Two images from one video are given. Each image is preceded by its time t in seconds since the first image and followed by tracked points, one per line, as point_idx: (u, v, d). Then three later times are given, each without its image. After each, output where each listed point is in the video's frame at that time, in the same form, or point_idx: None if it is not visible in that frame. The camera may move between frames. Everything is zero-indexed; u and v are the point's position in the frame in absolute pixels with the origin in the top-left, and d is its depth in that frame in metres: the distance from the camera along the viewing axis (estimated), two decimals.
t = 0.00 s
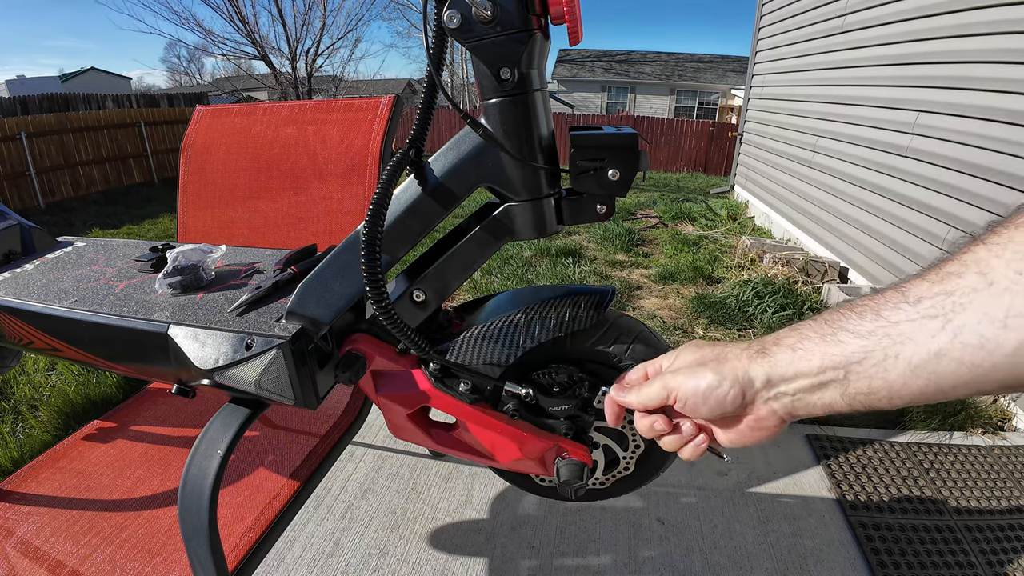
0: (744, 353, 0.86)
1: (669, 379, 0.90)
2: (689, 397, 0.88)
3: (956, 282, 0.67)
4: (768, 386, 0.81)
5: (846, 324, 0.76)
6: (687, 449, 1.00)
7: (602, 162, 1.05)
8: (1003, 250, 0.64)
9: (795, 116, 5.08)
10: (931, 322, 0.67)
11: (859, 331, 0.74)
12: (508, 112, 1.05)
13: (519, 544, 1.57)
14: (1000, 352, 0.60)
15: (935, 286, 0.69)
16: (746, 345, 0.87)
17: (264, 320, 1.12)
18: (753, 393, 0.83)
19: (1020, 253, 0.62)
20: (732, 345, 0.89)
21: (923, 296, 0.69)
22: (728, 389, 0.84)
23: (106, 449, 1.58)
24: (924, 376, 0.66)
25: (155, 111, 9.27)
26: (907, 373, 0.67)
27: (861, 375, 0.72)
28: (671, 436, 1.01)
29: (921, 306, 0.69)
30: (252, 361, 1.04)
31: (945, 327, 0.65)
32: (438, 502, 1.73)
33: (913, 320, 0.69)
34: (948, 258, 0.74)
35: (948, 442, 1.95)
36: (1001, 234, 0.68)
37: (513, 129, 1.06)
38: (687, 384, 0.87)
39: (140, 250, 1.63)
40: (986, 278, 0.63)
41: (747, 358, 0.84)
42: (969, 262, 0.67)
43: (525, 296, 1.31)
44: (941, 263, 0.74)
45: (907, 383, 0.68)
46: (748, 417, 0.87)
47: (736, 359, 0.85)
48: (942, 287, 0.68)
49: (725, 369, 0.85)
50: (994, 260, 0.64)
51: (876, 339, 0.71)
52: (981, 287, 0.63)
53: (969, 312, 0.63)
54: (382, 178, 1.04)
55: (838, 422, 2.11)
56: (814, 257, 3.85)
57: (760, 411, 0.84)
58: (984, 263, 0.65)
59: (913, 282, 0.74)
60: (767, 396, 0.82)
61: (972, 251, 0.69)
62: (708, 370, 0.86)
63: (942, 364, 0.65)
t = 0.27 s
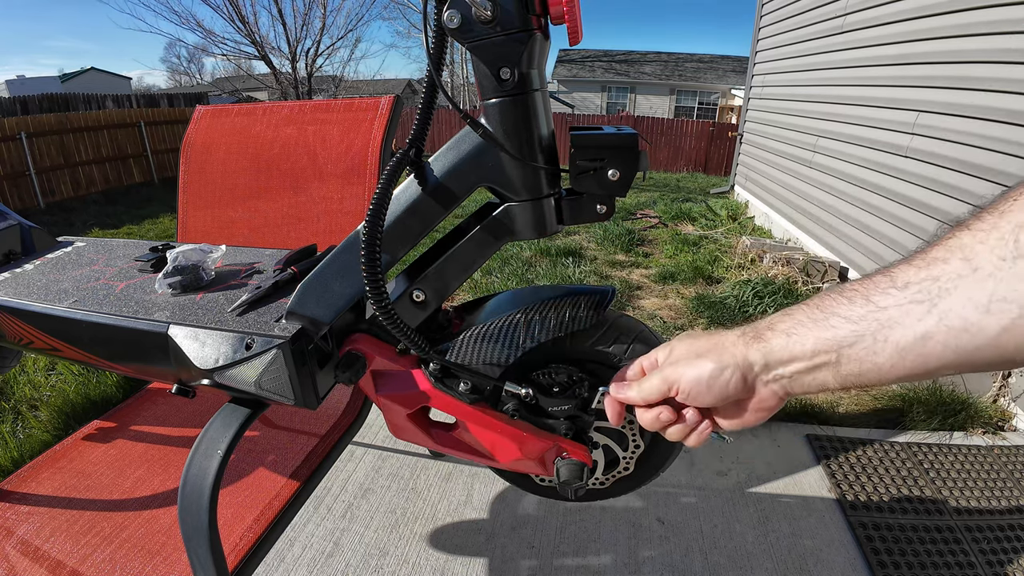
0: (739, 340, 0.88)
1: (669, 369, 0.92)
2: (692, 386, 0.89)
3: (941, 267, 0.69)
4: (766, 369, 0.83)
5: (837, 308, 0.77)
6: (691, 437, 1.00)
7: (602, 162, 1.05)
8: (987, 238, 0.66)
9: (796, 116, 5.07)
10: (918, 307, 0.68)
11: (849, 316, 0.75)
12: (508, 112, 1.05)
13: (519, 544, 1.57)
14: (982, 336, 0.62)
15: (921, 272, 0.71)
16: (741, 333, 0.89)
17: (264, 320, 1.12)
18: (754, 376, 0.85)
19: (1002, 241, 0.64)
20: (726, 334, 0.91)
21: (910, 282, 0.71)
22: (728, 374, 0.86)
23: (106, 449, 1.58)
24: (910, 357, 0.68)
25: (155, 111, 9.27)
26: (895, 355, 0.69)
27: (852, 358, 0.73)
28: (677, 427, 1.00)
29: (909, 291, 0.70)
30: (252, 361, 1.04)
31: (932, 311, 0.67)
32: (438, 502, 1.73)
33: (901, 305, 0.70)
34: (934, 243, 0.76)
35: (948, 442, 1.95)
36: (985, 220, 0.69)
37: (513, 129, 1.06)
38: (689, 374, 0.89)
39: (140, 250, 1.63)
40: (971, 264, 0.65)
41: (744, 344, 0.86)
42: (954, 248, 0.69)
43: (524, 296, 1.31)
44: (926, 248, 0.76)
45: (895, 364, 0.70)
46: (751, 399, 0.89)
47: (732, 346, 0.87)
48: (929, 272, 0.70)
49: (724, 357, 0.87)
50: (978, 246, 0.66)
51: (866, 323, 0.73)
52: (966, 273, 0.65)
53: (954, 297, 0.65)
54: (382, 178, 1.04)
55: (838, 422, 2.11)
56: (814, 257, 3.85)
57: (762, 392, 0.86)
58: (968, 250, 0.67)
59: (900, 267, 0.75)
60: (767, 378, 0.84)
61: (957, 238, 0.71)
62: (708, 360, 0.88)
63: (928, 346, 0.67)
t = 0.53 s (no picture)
0: (733, 340, 0.88)
1: (667, 372, 0.95)
2: (688, 388, 0.92)
3: (941, 264, 0.67)
4: (761, 368, 0.83)
5: (835, 306, 0.76)
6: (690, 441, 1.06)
7: (602, 162, 1.05)
8: (987, 233, 0.64)
9: (796, 115, 5.07)
10: (918, 304, 0.67)
11: (847, 314, 0.74)
12: (508, 112, 1.05)
13: (519, 544, 1.57)
14: (983, 333, 0.61)
15: (921, 268, 0.69)
16: (734, 333, 0.89)
17: (264, 320, 1.12)
18: (748, 375, 0.86)
19: (1004, 235, 0.62)
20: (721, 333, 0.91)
21: (909, 279, 0.69)
22: (724, 376, 0.87)
23: (106, 449, 1.58)
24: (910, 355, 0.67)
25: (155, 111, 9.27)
26: (895, 352, 0.68)
27: (849, 355, 0.72)
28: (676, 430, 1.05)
29: (908, 288, 0.69)
30: (252, 361, 1.04)
31: (931, 309, 0.65)
32: (438, 502, 1.73)
33: (900, 302, 0.69)
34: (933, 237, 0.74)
35: (948, 442, 1.95)
36: (985, 216, 0.67)
37: (513, 129, 1.06)
38: (686, 376, 0.92)
39: (140, 250, 1.63)
40: (971, 260, 0.63)
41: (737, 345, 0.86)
42: (955, 243, 0.67)
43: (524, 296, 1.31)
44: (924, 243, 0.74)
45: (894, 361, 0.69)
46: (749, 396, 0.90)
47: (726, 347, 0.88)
48: (929, 269, 0.68)
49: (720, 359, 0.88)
50: (979, 242, 0.64)
51: (864, 321, 0.71)
52: (966, 270, 0.64)
53: (955, 293, 0.63)
54: (382, 178, 1.04)
55: (838, 422, 2.11)
56: (814, 257, 3.85)
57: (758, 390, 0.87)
58: (969, 245, 0.65)
59: (898, 262, 0.73)
60: (762, 376, 0.84)
61: (958, 233, 0.69)
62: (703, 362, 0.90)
63: (929, 344, 0.65)
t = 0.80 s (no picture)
0: (739, 365, 0.87)
1: (664, 388, 0.93)
2: (686, 408, 0.91)
3: (945, 284, 0.67)
4: (765, 396, 0.83)
5: (840, 331, 0.76)
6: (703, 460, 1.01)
7: (602, 162, 1.05)
8: (991, 250, 0.65)
9: (796, 115, 5.07)
10: (923, 325, 0.67)
11: (853, 338, 0.74)
12: (508, 112, 1.05)
13: (519, 544, 1.57)
14: (991, 351, 0.61)
15: (925, 289, 0.69)
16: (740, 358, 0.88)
17: (264, 320, 1.12)
18: (751, 404, 0.85)
19: (1007, 255, 0.63)
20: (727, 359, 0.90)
21: (914, 300, 0.69)
22: (724, 399, 0.86)
23: (106, 449, 1.58)
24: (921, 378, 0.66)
25: (155, 111, 9.27)
26: (904, 375, 0.68)
27: (857, 380, 0.72)
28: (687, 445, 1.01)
29: (912, 310, 0.69)
30: (252, 360, 1.04)
31: (938, 329, 0.65)
32: (438, 502, 1.73)
33: (905, 324, 0.69)
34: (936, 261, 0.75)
35: (948, 442, 1.95)
36: (988, 234, 0.68)
37: (513, 129, 1.06)
38: (685, 395, 0.90)
39: (140, 250, 1.63)
40: (976, 279, 0.64)
41: (742, 369, 0.86)
42: (959, 263, 0.68)
43: (524, 296, 1.31)
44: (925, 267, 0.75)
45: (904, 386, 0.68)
46: (748, 425, 0.88)
47: (731, 370, 0.87)
48: (933, 290, 0.68)
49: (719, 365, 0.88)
50: (983, 260, 0.65)
51: (870, 345, 0.72)
52: (971, 288, 0.64)
53: (961, 313, 0.64)
54: (382, 178, 1.04)
55: (838, 422, 2.11)
56: (814, 257, 3.85)
57: (760, 421, 0.86)
58: (973, 264, 0.66)
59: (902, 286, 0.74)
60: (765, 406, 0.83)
61: (961, 252, 0.69)
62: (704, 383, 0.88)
63: (938, 365, 0.65)
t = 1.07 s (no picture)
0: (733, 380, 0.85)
1: (658, 397, 0.93)
2: (679, 417, 0.89)
3: (944, 294, 0.65)
4: (757, 413, 0.80)
5: (837, 344, 0.74)
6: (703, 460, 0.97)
7: (602, 162, 1.05)
8: (990, 257, 0.62)
9: (796, 115, 5.07)
10: (921, 337, 0.65)
11: (849, 351, 0.72)
12: (508, 112, 1.05)
13: (519, 544, 1.57)
14: (992, 364, 0.59)
15: (923, 299, 0.67)
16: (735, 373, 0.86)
17: (264, 320, 1.12)
18: (744, 420, 0.83)
19: (1007, 262, 0.60)
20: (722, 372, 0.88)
21: (911, 311, 0.67)
22: (715, 413, 0.85)
23: (106, 449, 1.58)
24: (920, 391, 0.64)
25: (155, 111, 9.28)
26: (901, 389, 0.65)
27: (853, 394, 0.70)
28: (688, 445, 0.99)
29: (910, 321, 0.67)
30: (253, 360, 1.04)
31: (936, 341, 0.63)
32: (438, 501, 1.73)
33: (902, 336, 0.67)
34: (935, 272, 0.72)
35: (948, 442, 1.95)
36: (990, 242, 0.65)
37: (513, 129, 1.06)
38: (678, 404, 0.89)
39: (140, 250, 1.63)
40: (975, 287, 0.61)
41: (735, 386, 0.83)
42: (959, 272, 0.66)
43: (524, 296, 1.31)
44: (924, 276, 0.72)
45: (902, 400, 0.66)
46: (740, 439, 0.85)
47: (726, 385, 0.85)
48: (931, 300, 0.66)
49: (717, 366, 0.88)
50: (983, 268, 0.62)
51: (866, 357, 0.69)
52: (970, 297, 0.61)
53: (959, 323, 0.61)
54: (382, 178, 1.04)
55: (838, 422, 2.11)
56: (814, 257, 3.84)
57: (751, 438, 0.83)
58: (971, 273, 0.63)
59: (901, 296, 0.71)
60: (758, 423, 0.81)
61: (962, 262, 0.67)
62: (698, 395, 0.87)
63: (936, 378, 0.63)
